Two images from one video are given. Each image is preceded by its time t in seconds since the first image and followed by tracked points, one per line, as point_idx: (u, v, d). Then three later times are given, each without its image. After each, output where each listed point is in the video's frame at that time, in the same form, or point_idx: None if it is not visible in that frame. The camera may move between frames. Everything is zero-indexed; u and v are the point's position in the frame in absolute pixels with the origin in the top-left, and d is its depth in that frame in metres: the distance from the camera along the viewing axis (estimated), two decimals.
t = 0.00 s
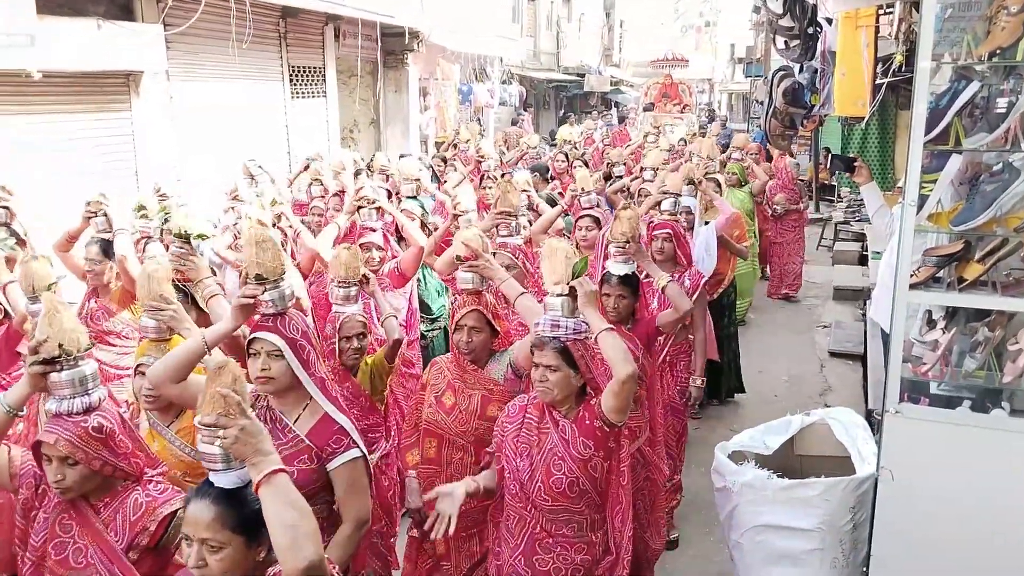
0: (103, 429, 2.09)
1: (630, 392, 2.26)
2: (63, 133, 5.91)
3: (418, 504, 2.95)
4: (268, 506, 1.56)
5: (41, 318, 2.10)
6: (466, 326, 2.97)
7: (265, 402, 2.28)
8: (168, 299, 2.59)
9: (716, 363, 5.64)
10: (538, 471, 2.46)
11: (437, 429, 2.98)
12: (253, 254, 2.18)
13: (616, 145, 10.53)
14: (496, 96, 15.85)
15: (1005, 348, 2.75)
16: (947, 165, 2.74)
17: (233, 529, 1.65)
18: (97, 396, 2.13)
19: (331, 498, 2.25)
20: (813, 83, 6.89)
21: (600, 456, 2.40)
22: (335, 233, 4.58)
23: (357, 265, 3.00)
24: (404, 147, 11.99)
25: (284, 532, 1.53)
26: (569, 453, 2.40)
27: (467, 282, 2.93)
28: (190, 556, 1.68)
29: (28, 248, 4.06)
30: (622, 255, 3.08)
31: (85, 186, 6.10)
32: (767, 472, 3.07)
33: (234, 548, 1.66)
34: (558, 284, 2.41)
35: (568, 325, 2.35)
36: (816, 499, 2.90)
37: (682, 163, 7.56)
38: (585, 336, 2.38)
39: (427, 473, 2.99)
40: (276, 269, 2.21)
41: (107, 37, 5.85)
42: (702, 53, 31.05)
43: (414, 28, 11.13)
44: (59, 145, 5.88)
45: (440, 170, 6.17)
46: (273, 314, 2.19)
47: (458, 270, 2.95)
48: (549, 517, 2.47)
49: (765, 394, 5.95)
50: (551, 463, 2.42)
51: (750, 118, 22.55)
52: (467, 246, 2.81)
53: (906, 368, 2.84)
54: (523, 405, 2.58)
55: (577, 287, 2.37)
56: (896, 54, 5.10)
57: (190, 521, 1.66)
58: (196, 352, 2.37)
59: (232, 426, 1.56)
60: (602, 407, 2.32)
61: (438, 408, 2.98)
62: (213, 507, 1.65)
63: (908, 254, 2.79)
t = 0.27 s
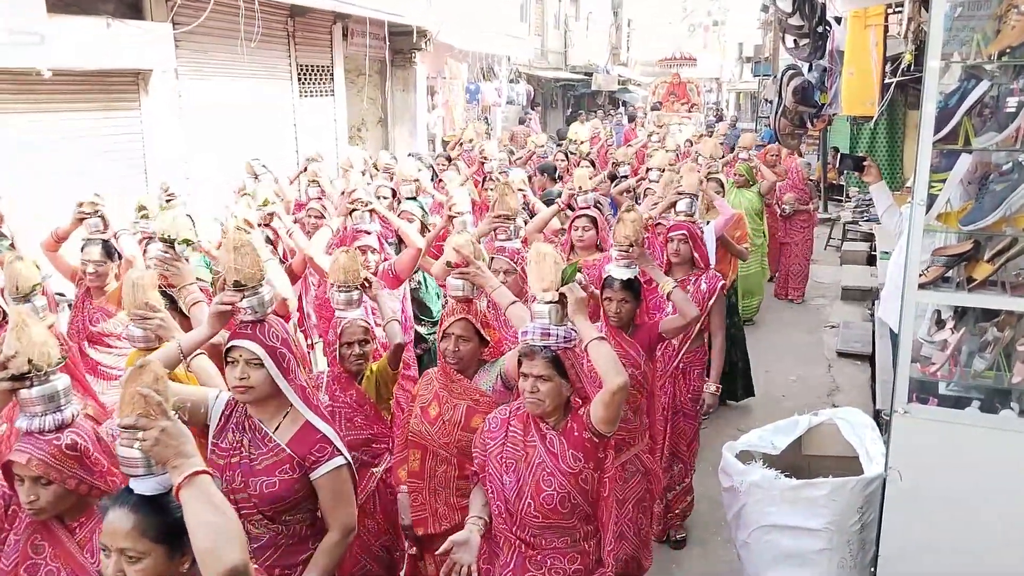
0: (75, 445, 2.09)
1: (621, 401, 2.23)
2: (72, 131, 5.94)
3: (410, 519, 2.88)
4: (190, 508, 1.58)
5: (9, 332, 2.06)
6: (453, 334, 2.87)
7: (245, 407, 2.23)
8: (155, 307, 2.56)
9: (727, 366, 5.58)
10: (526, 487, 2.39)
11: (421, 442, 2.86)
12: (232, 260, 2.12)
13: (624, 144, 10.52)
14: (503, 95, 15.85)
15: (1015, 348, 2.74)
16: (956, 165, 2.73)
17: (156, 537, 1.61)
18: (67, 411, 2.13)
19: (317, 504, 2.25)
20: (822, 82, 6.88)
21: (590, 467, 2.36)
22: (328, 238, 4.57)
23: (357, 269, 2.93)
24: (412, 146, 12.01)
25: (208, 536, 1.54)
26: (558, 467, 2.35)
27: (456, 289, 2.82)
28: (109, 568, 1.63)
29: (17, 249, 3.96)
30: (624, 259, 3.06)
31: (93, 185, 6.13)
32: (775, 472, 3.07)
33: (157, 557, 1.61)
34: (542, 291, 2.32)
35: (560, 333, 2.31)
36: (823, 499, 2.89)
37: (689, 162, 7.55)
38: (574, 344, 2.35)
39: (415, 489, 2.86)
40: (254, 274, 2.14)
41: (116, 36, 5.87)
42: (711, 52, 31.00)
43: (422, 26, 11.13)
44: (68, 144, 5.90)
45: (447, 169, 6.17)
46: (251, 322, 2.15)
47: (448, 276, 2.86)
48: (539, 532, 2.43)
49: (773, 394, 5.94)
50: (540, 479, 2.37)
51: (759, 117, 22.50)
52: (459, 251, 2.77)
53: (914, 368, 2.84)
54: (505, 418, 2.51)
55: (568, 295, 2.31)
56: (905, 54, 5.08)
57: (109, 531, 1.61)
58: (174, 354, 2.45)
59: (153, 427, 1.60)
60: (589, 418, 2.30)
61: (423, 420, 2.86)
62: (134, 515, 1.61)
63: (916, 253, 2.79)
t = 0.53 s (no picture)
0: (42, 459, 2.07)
1: (625, 419, 2.20)
2: (83, 132, 5.96)
3: (389, 533, 2.87)
4: (143, 530, 1.69)
5: None
6: (447, 343, 2.84)
7: (227, 424, 2.28)
8: (141, 314, 2.55)
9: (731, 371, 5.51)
10: (526, 508, 2.36)
11: (406, 453, 2.82)
12: (214, 271, 2.21)
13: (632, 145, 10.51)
14: (512, 96, 15.85)
15: None
16: (967, 165, 2.72)
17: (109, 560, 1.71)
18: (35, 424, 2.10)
19: (301, 522, 2.29)
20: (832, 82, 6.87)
21: (594, 487, 2.32)
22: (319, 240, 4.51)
23: (350, 274, 2.97)
24: (421, 146, 12.02)
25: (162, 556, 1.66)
26: (559, 488, 2.31)
27: (453, 297, 2.80)
28: None
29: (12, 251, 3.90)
30: (633, 265, 3.10)
31: (103, 185, 6.15)
32: (784, 472, 3.06)
33: None
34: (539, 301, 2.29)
35: (562, 346, 2.28)
36: (832, 500, 2.88)
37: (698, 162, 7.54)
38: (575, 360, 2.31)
39: (397, 501, 2.82)
40: (236, 287, 2.21)
41: (127, 36, 5.90)
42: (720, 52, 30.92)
43: (431, 27, 11.14)
44: (79, 144, 5.93)
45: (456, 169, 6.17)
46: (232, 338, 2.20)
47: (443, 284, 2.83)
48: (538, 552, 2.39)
49: (782, 395, 5.92)
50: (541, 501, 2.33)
51: (768, 117, 22.44)
52: (456, 258, 2.70)
53: (924, 369, 2.83)
54: (504, 434, 2.47)
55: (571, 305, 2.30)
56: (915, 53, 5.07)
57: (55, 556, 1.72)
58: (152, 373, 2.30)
59: (100, 450, 1.68)
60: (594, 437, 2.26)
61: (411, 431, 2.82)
62: (82, 542, 1.70)
63: (926, 253, 2.75)
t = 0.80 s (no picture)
0: None
1: (625, 441, 2.13)
2: (82, 133, 5.97)
3: (365, 549, 2.85)
4: None
5: None
6: (429, 354, 2.77)
7: (192, 443, 2.21)
8: (102, 323, 2.33)
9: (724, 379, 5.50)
10: (520, 531, 2.33)
11: (381, 467, 2.81)
12: (184, 279, 2.09)
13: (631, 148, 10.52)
14: (510, 98, 15.85)
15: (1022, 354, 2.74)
16: (965, 168, 2.73)
17: None
18: None
19: (264, 550, 2.22)
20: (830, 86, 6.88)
21: (592, 516, 2.27)
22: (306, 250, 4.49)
23: (328, 282, 2.95)
24: (419, 148, 12.02)
25: None
26: (555, 513, 2.28)
27: (436, 306, 2.77)
28: None
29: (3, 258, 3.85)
30: (636, 272, 3.07)
31: (102, 187, 6.15)
32: (782, 475, 3.07)
33: None
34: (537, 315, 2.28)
35: (559, 361, 2.24)
36: (830, 503, 2.89)
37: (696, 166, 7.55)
38: (574, 374, 2.27)
39: (372, 516, 2.82)
40: (206, 296, 2.11)
41: (126, 37, 5.91)
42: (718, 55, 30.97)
43: (430, 29, 11.16)
44: (78, 145, 5.93)
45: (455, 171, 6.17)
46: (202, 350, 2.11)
47: (426, 294, 2.81)
48: None
49: (780, 398, 5.93)
50: (537, 525, 2.29)
51: (766, 120, 22.47)
52: (438, 265, 2.70)
53: (922, 372, 2.82)
54: (500, 455, 2.45)
55: (566, 318, 2.28)
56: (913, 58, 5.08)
57: None
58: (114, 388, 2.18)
59: (68, 503, 1.64)
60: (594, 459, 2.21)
61: (389, 446, 2.79)
62: None
63: (924, 257, 2.77)
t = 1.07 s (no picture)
0: None
1: (622, 459, 2.01)
2: (87, 130, 5.98)
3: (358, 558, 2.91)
4: None
5: None
6: (413, 362, 2.73)
7: (167, 460, 2.06)
8: (61, 329, 2.44)
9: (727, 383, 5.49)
10: (519, 553, 2.27)
11: (371, 480, 2.81)
12: (147, 289, 1.99)
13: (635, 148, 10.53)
14: (515, 97, 15.86)
15: None
16: (971, 168, 2.72)
17: None
18: None
19: None
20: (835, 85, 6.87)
21: (592, 539, 2.16)
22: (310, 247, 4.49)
23: (314, 286, 2.95)
24: (424, 147, 12.03)
25: None
26: (553, 537, 2.20)
27: (421, 315, 2.70)
28: None
29: None
30: (639, 275, 3.06)
31: (107, 185, 6.15)
32: (786, 475, 3.07)
33: None
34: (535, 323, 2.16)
35: (556, 373, 2.15)
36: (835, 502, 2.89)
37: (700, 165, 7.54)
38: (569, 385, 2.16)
39: (363, 528, 2.84)
40: (172, 306, 2.01)
41: (132, 35, 5.92)
42: (723, 54, 30.97)
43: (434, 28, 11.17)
44: (83, 143, 5.94)
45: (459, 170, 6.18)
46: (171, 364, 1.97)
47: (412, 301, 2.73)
48: None
49: (784, 398, 5.93)
50: (534, 547, 2.23)
51: (771, 119, 22.45)
52: (421, 273, 2.59)
53: (927, 372, 2.81)
54: (500, 471, 2.42)
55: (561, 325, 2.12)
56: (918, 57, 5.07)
57: None
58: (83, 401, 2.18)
59: (69, 538, 1.60)
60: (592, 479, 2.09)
61: (376, 459, 2.78)
62: None
63: (929, 257, 2.77)
